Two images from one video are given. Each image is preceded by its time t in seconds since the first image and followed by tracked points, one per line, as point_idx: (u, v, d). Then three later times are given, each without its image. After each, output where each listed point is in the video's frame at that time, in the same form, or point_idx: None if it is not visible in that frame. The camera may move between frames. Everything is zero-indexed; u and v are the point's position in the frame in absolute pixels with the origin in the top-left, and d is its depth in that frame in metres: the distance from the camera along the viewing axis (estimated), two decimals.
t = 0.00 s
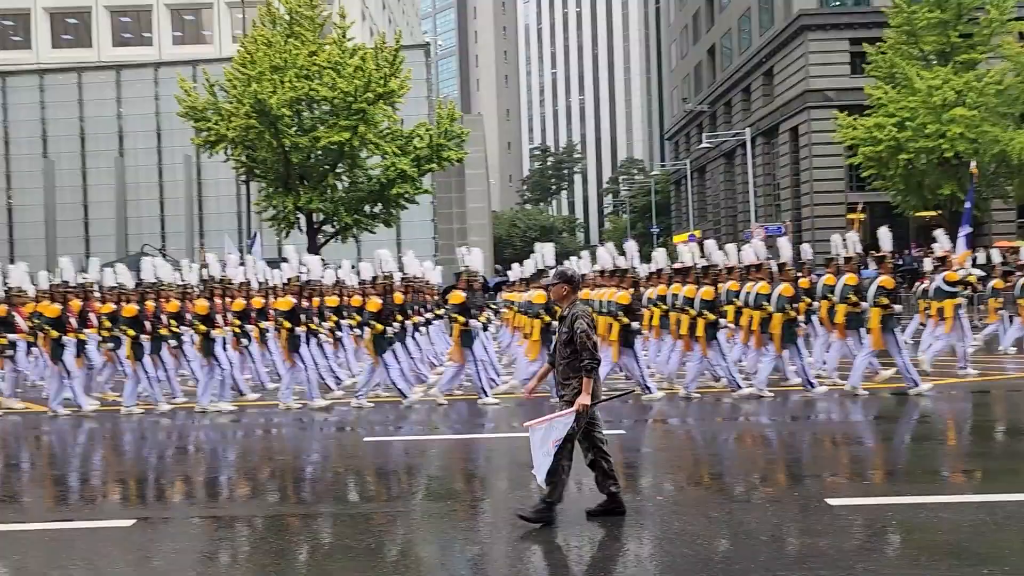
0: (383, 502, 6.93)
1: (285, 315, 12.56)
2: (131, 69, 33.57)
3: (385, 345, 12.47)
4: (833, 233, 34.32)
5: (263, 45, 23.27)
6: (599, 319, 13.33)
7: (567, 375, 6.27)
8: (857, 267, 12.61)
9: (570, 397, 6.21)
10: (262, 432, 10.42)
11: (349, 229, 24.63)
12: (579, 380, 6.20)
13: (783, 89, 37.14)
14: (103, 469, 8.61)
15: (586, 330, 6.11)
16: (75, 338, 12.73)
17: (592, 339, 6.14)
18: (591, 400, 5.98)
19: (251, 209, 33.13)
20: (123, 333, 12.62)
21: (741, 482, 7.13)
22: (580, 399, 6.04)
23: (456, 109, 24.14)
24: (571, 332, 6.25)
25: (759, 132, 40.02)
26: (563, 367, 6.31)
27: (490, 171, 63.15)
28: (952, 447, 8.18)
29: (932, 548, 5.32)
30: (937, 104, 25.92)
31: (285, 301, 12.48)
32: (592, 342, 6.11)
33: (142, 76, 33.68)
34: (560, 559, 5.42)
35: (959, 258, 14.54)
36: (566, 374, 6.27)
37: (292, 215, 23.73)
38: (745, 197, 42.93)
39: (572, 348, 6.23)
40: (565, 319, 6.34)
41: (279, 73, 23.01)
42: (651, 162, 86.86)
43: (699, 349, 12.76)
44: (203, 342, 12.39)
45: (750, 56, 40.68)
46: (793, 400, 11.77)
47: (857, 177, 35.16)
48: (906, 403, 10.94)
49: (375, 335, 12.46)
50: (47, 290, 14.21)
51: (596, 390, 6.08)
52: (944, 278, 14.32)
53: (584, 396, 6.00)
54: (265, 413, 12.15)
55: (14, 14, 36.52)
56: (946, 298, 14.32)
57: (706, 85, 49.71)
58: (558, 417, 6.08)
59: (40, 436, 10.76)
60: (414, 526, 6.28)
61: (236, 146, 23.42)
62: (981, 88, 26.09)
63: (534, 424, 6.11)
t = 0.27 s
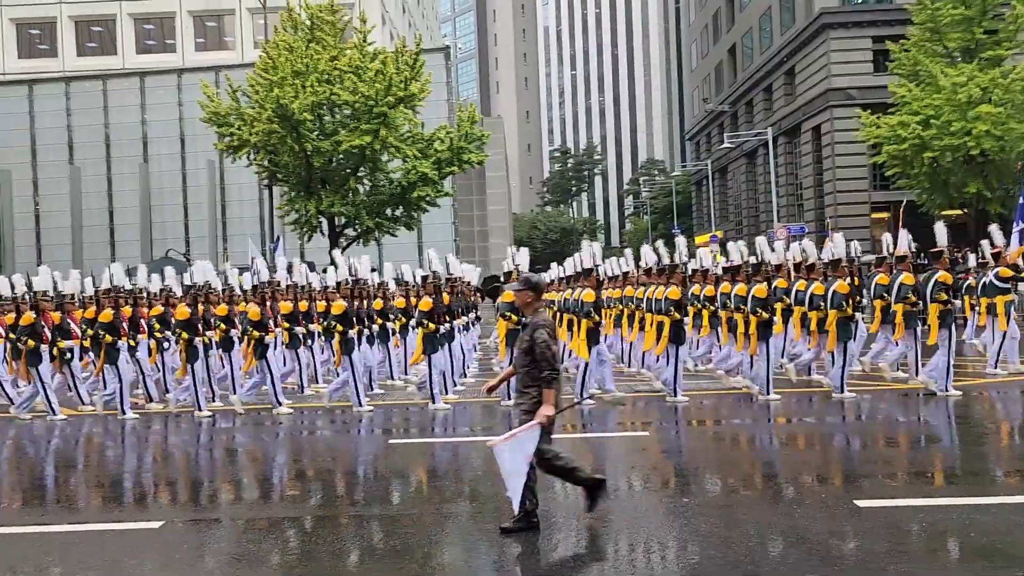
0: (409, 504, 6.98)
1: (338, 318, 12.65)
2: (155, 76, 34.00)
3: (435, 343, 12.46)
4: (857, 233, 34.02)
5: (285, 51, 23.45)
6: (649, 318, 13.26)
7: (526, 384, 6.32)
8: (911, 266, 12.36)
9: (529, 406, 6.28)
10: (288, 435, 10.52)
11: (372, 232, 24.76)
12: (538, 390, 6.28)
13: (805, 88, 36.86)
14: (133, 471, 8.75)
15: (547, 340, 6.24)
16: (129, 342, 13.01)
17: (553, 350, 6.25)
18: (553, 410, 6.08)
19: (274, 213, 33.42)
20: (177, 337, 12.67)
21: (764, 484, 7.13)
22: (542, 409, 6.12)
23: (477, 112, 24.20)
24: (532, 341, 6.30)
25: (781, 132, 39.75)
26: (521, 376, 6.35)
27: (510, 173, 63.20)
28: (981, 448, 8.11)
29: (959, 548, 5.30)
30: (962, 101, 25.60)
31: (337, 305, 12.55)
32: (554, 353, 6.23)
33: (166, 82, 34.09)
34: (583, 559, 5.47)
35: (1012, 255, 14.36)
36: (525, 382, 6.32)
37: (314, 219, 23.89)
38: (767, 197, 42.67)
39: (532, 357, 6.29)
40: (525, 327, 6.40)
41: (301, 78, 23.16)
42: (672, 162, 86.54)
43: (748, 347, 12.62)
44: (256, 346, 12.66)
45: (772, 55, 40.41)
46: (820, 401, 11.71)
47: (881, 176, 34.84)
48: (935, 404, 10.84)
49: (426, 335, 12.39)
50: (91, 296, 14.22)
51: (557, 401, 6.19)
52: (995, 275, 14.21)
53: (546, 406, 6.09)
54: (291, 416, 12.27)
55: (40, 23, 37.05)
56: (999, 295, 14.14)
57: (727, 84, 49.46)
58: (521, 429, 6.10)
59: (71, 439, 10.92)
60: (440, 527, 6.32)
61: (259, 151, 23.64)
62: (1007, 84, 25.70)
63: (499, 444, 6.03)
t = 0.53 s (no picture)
0: (434, 508, 7.06)
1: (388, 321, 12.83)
2: (178, 83, 34.42)
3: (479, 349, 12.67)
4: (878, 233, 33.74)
5: (306, 57, 23.66)
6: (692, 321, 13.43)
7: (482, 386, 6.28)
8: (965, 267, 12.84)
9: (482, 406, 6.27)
10: (312, 438, 10.63)
11: (392, 236, 24.89)
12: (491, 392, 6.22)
13: (825, 88, 36.66)
14: (160, 475, 8.88)
15: (506, 343, 6.11)
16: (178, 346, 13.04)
17: (509, 355, 6.12)
18: (494, 414, 6.04)
19: (295, 218, 33.68)
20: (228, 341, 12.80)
21: (784, 490, 7.14)
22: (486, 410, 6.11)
23: (496, 116, 24.31)
24: (491, 344, 6.20)
25: (801, 132, 39.54)
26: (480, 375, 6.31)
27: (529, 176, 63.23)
28: (1007, 453, 8.09)
29: (984, 552, 5.32)
30: (985, 99, 25.39)
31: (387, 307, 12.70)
32: (509, 358, 6.10)
33: (188, 89, 34.51)
34: (604, 561, 5.52)
35: None
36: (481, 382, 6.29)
37: (335, 223, 24.04)
38: (788, 198, 42.43)
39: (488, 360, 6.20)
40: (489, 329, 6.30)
41: (321, 83, 23.33)
42: (691, 164, 86.24)
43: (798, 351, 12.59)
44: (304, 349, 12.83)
45: (791, 56, 40.22)
46: (843, 405, 11.69)
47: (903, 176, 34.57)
48: (961, 408, 10.80)
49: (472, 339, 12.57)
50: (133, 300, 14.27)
51: (505, 406, 6.12)
52: None
53: (488, 410, 6.06)
54: (316, 419, 12.40)
55: (64, 32, 37.56)
56: None
57: (746, 85, 49.26)
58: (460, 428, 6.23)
59: (99, 443, 11.09)
60: (466, 530, 6.39)
61: (280, 157, 23.84)
62: None
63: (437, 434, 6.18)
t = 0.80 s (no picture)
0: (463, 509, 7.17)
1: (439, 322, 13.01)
2: (203, 90, 34.82)
3: (534, 349, 12.99)
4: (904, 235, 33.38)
5: (329, 63, 23.83)
6: (745, 321, 13.79)
7: (446, 393, 6.26)
8: None
9: (448, 415, 6.22)
10: (341, 441, 10.78)
11: (415, 240, 24.99)
12: (457, 400, 6.20)
13: (850, 88, 36.34)
14: (194, 476, 9.05)
15: (467, 348, 6.14)
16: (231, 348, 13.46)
17: (471, 360, 6.15)
18: (464, 421, 6.00)
19: (319, 223, 33.94)
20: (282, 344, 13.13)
21: (808, 495, 7.12)
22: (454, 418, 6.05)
23: (518, 119, 24.36)
24: (452, 350, 6.22)
25: (826, 133, 39.22)
26: (444, 385, 6.29)
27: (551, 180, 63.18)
28: None
29: (1016, 558, 5.37)
30: (1014, 99, 24.69)
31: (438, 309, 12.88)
32: (472, 363, 6.12)
33: (213, 97, 34.90)
34: (635, 563, 5.61)
35: None
36: (445, 391, 6.26)
37: (359, 228, 24.18)
38: (813, 200, 42.09)
39: (452, 367, 6.20)
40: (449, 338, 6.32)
41: (344, 89, 23.48)
42: (714, 166, 85.73)
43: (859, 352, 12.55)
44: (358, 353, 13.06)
45: (815, 56, 39.90)
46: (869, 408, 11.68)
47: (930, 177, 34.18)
48: (990, 413, 10.76)
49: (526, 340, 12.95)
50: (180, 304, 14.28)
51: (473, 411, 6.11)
52: None
53: (457, 416, 6.02)
54: (345, 423, 12.56)
55: (91, 42, 38.13)
56: None
57: (769, 86, 48.92)
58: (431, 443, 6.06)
59: (132, 446, 11.30)
60: (495, 532, 6.49)
61: (304, 162, 24.02)
62: None
63: (409, 449, 6.00)
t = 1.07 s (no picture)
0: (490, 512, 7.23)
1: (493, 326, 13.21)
2: (232, 97, 35.24)
3: (589, 353, 13.03)
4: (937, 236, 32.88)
5: (356, 69, 24.00)
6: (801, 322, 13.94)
7: (418, 403, 6.21)
8: None
9: (421, 425, 6.17)
10: (369, 445, 10.90)
11: (442, 244, 25.07)
12: (428, 410, 6.15)
13: (880, 88, 35.90)
14: (223, 480, 9.19)
15: (436, 356, 6.09)
16: (283, 352, 13.52)
17: (441, 368, 6.08)
18: (435, 430, 5.92)
19: (347, 228, 34.20)
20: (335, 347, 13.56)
21: (837, 501, 7.07)
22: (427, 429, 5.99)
23: (544, 123, 24.36)
24: (421, 359, 6.17)
25: (855, 133, 38.79)
26: (416, 394, 6.23)
27: (577, 183, 63.07)
28: None
29: None
30: None
31: (493, 313, 13.09)
32: (442, 371, 6.06)
33: (241, 104, 35.31)
34: (662, 566, 5.64)
35: None
36: (417, 401, 6.21)
37: (385, 232, 24.29)
38: (842, 201, 41.62)
39: (422, 377, 6.15)
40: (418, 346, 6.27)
41: (371, 94, 23.64)
42: (742, 168, 85.03)
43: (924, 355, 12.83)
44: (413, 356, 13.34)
45: (844, 56, 39.46)
46: (900, 413, 11.58)
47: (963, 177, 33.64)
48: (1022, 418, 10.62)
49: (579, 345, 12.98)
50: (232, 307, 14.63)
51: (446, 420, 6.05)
52: None
53: (429, 426, 5.95)
54: (371, 426, 12.69)
55: (123, 51, 38.76)
56: None
57: (798, 87, 48.45)
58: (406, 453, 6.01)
59: (163, 449, 11.47)
60: (521, 535, 6.55)
61: (332, 168, 24.20)
62: None
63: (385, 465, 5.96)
